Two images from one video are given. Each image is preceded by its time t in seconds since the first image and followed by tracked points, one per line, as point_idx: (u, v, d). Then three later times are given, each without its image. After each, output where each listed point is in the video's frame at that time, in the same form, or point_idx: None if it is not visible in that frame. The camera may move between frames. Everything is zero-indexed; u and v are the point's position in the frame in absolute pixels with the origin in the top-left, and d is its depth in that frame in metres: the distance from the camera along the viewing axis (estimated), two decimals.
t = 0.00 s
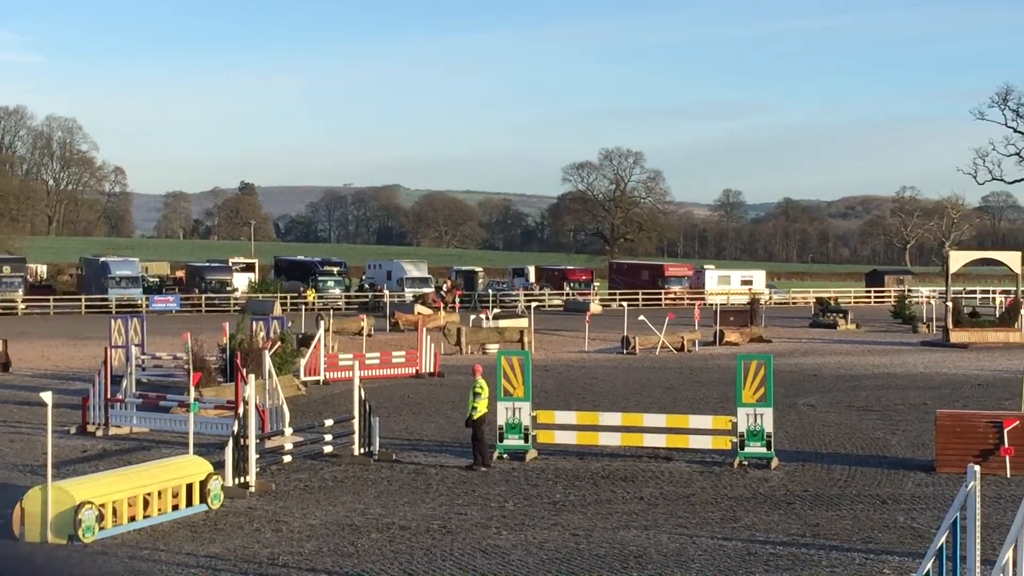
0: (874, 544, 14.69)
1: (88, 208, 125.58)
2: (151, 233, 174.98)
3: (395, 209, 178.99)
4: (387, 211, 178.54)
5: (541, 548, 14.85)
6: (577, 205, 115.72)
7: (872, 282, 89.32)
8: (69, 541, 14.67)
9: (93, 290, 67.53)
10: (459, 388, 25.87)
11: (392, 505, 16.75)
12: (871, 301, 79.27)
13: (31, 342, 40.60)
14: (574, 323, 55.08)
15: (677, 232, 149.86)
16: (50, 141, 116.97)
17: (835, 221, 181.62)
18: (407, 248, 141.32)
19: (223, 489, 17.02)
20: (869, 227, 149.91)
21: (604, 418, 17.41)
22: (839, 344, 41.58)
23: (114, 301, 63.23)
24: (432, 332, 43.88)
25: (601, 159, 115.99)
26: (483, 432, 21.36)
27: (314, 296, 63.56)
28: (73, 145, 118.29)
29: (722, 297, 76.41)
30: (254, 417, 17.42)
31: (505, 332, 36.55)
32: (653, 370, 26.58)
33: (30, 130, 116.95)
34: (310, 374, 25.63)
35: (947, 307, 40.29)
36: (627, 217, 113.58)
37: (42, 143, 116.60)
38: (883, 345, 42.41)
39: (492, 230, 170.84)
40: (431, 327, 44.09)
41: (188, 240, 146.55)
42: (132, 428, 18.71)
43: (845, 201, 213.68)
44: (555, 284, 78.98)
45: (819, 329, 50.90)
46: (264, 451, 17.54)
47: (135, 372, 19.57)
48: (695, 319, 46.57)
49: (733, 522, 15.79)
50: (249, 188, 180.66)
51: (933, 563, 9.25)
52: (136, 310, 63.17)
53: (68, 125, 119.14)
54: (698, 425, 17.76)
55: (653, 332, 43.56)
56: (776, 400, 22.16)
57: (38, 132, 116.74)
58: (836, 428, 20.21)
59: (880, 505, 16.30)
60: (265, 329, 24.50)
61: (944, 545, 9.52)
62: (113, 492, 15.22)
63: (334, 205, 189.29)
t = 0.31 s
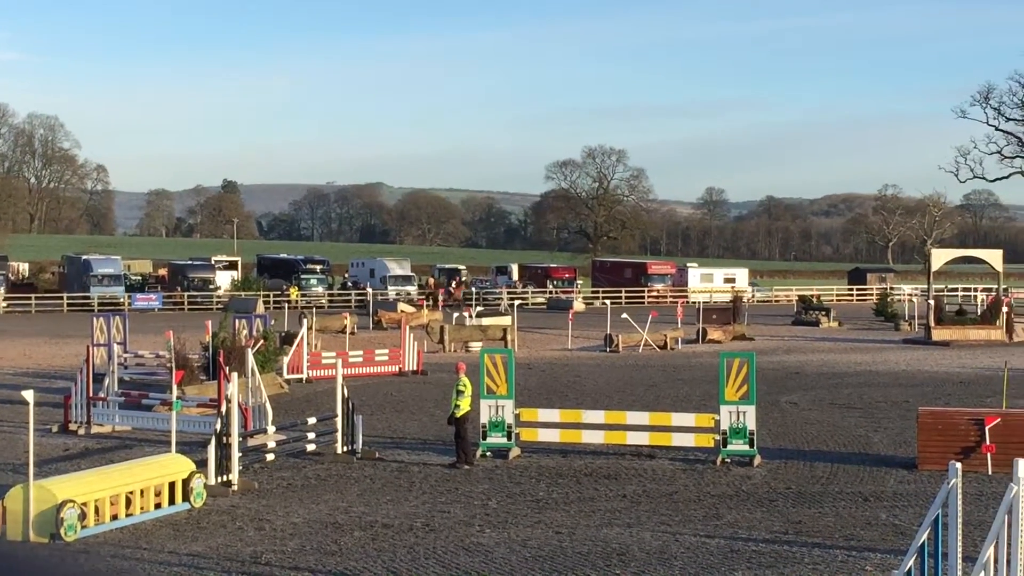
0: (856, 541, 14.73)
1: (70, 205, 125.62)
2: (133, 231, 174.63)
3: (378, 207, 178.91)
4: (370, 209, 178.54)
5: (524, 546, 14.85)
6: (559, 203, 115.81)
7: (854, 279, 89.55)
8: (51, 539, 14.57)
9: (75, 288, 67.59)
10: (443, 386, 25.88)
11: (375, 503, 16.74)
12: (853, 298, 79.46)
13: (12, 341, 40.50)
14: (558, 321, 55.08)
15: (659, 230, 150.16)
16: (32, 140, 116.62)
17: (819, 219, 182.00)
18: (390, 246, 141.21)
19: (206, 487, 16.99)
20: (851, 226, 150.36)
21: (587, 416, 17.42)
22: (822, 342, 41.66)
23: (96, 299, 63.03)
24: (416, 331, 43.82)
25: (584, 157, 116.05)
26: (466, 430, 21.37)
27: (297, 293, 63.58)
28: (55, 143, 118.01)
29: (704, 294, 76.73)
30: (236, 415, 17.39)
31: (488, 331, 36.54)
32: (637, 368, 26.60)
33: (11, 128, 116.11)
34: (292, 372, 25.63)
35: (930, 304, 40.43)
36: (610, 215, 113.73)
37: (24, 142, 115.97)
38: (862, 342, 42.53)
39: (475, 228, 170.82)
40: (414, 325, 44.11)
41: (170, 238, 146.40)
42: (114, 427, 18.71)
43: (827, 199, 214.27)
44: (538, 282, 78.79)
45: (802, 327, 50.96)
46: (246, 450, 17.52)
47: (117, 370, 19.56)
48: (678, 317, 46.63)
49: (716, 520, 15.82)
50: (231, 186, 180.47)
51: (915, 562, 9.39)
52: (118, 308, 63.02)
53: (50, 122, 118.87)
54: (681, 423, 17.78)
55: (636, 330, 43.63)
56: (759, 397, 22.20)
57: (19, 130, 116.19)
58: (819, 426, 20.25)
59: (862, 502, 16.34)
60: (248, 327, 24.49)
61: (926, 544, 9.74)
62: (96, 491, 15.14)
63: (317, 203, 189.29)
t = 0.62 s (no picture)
0: (837, 538, 14.76)
1: (50, 204, 125.29)
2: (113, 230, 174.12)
3: (359, 205, 178.85)
4: (352, 207, 178.50)
5: (506, 544, 14.84)
6: (542, 201, 115.84)
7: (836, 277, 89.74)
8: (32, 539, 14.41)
9: (55, 287, 67.40)
10: (425, 384, 25.85)
11: (357, 501, 16.72)
12: (834, 296, 79.63)
13: None
14: (540, 319, 55.10)
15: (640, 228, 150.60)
16: (12, 137, 116.98)
17: (801, 217, 182.60)
18: (373, 245, 141.09)
19: (187, 486, 16.94)
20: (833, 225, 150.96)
21: (569, 414, 17.43)
22: (803, 340, 41.75)
23: (78, 297, 62.73)
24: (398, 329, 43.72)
25: (566, 155, 116.06)
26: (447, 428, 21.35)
27: (279, 292, 63.37)
28: (35, 141, 118.26)
29: (686, 293, 76.83)
30: (218, 414, 17.37)
31: (470, 329, 36.51)
32: (618, 366, 26.62)
33: None
34: (274, 371, 25.59)
35: (910, 303, 40.57)
36: (593, 213, 113.89)
37: (4, 139, 116.46)
38: (841, 339, 42.60)
39: (457, 226, 170.88)
40: (396, 323, 44.09)
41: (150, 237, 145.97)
42: (95, 425, 18.67)
43: (809, 197, 215.11)
44: (520, 280, 78.65)
45: (784, 325, 50.99)
46: (228, 449, 17.48)
47: (98, 369, 19.51)
48: (660, 315, 46.69)
49: (698, 517, 15.83)
50: (212, 184, 180.34)
51: (895, 559, 9.40)
52: (99, 306, 62.76)
53: (30, 121, 119.13)
54: (663, 420, 17.80)
55: (618, 328, 43.65)
56: (740, 395, 22.22)
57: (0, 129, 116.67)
58: (800, 424, 20.27)
59: (844, 499, 16.38)
60: (230, 326, 24.45)
61: (908, 541, 9.71)
62: (76, 490, 15.03)
63: (298, 202, 189.27)
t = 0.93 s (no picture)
0: (816, 535, 14.79)
1: (28, 201, 124.89)
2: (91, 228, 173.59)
3: (338, 203, 178.80)
4: (331, 205, 178.51)
5: (486, 542, 14.84)
6: (521, 199, 115.95)
7: (816, 274, 89.99)
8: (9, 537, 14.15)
9: (33, 285, 67.16)
10: (405, 382, 25.84)
11: (337, 499, 16.70)
12: (813, 294, 79.85)
13: None
14: (520, 316, 55.15)
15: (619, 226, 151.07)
16: None
17: (780, 216, 183.37)
18: (353, 243, 141.03)
19: (166, 484, 16.88)
20: (812, 222, 151.71)
21: (549, 412, 17.45)
22: (782, 337, 41.86)
23: (55, 296, 62.45)
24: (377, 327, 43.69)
25: (545, 154, 116.29)
26: (427, 425, 21.36)
27: (258, 289, 63.19)
28: (13, 139, 118.13)
29: (665, 291, 76.94)
30: (197, 412, 17.34)
31: (449, 326, 36.53)
32: (597, 363, 26.63)
33: None
34: (253, 369, 25.57)
35: (890, 301, 40.70)
36: (572, 211, 114.16)
37: None
38: (818, 337, 42.71)
39: (437, 224, 171.01)
40: (375, 321, 44.10)
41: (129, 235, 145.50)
42: (73, 424, 18.64)
43: (788, 195, 216.17)
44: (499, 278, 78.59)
45: (763, 322, 51.05)
46: (206, 447, 17.45)
47: (76, 367, 19.48)
48: (639, 313, 46.81)
49: (678, 515, 15.85)
50: (190, 181, 180.08)
51: (874, 555, 9.40)
52: (77, 304, 62.51)
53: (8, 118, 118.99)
54: (643, 417, 17.85)
55: (597, 326, 43.70)
56: (720, 393, 22.26)
57: None
58: (779, 421, 20.33)
59: (823, 496, 16.41)
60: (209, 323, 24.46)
61: (884, 536, 9.67)
62: (54, 488, 14.86)
63: (278, 200, 189.22)
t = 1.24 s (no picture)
0: (799, 534, 14.80)
1: (9, 200, 124.62)
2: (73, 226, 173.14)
3: (321, 202, 178.73)
4: (314, 204, 178.44)
5: (469, 541, 14.83)
6: (504, 198, 116.00)
7: (800, 273, 90.07)
8: None
9: (15, 284, 66.96)
10: (389, 381, 25.83)
11: (320, 498, 16.68)
12: (797, 292, 80.04)
13: None
14: (505, 315, 55.14)
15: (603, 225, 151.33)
16: None
17: (763, 215, 183.90)
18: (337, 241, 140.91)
19: (149, 484, 16.83)
20: (796, 221, 152.21)
21: (532, 411, 17.44)
22: (765, 336, 41.93)
23: (38, 295, 62.26)
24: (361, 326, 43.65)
25: (529, 152, 116.36)
26: (411, 425, 21.35)
27: (241, 288, 63.10)
28: None
29: (649, 290, 76.88)
30: (180, 411, 17.29)
31: (433, 325, 36.53)
32: (580, 362, 26.65)
33: None
34: (236, 368, 25.53)
35: (872, 300, 40.81)
36: (556, 209, 114.17)
37: None
38: (801, 336, 42.80)
39: (420, 222, 170.92)
40: (359, 320, 44.10)
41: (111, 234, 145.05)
42: (55, 424, 18.60)
43: (772, 194, 216.69)
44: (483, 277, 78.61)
45: (746, 321, 51.11)
46: (190, 446, 17.41)
47: (58, 366, 19.44)
48: (623, 312, 46.82)
49: (661, 514, 15.87)
50: (174, 180, 179.84)
51: (855, 555, 9.28)
52: (59, 304, 62.32)
53: None
54: (627, 416, 17.85)
55: (581, 325, 43.72)
56: (705, 391, 22.28)
57: None
58: (762, 420, 20.36)
59: (806, 495, 16.44)
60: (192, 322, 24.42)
61: (868, 534, 9.57)
62: (37, 489, 14.75)
63: (261, 199, 189.03)
